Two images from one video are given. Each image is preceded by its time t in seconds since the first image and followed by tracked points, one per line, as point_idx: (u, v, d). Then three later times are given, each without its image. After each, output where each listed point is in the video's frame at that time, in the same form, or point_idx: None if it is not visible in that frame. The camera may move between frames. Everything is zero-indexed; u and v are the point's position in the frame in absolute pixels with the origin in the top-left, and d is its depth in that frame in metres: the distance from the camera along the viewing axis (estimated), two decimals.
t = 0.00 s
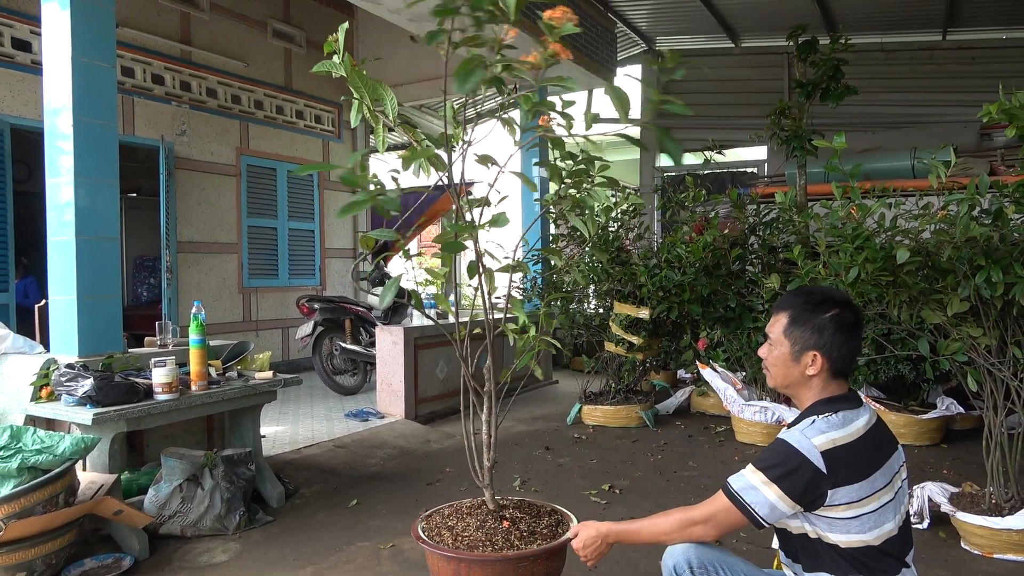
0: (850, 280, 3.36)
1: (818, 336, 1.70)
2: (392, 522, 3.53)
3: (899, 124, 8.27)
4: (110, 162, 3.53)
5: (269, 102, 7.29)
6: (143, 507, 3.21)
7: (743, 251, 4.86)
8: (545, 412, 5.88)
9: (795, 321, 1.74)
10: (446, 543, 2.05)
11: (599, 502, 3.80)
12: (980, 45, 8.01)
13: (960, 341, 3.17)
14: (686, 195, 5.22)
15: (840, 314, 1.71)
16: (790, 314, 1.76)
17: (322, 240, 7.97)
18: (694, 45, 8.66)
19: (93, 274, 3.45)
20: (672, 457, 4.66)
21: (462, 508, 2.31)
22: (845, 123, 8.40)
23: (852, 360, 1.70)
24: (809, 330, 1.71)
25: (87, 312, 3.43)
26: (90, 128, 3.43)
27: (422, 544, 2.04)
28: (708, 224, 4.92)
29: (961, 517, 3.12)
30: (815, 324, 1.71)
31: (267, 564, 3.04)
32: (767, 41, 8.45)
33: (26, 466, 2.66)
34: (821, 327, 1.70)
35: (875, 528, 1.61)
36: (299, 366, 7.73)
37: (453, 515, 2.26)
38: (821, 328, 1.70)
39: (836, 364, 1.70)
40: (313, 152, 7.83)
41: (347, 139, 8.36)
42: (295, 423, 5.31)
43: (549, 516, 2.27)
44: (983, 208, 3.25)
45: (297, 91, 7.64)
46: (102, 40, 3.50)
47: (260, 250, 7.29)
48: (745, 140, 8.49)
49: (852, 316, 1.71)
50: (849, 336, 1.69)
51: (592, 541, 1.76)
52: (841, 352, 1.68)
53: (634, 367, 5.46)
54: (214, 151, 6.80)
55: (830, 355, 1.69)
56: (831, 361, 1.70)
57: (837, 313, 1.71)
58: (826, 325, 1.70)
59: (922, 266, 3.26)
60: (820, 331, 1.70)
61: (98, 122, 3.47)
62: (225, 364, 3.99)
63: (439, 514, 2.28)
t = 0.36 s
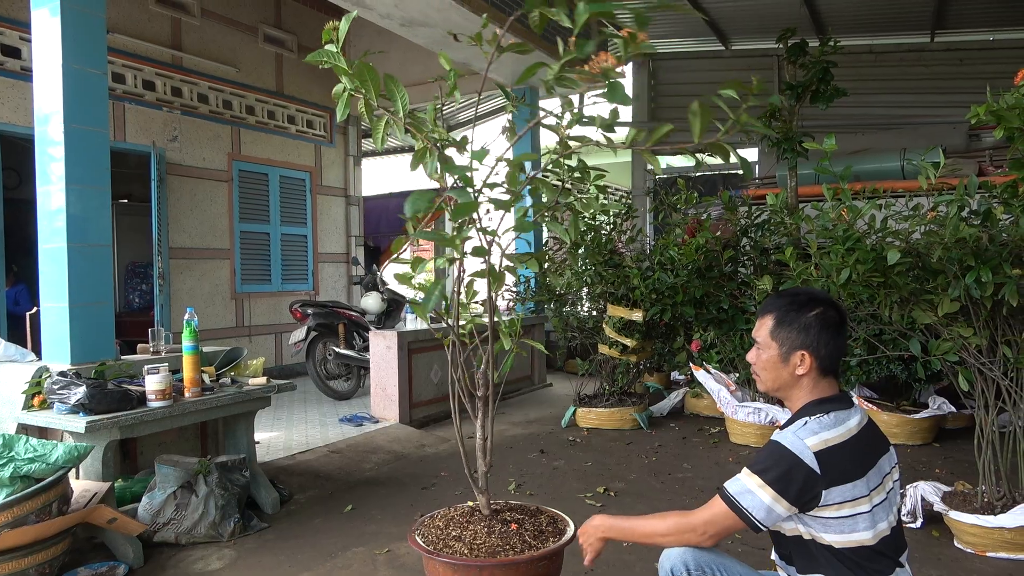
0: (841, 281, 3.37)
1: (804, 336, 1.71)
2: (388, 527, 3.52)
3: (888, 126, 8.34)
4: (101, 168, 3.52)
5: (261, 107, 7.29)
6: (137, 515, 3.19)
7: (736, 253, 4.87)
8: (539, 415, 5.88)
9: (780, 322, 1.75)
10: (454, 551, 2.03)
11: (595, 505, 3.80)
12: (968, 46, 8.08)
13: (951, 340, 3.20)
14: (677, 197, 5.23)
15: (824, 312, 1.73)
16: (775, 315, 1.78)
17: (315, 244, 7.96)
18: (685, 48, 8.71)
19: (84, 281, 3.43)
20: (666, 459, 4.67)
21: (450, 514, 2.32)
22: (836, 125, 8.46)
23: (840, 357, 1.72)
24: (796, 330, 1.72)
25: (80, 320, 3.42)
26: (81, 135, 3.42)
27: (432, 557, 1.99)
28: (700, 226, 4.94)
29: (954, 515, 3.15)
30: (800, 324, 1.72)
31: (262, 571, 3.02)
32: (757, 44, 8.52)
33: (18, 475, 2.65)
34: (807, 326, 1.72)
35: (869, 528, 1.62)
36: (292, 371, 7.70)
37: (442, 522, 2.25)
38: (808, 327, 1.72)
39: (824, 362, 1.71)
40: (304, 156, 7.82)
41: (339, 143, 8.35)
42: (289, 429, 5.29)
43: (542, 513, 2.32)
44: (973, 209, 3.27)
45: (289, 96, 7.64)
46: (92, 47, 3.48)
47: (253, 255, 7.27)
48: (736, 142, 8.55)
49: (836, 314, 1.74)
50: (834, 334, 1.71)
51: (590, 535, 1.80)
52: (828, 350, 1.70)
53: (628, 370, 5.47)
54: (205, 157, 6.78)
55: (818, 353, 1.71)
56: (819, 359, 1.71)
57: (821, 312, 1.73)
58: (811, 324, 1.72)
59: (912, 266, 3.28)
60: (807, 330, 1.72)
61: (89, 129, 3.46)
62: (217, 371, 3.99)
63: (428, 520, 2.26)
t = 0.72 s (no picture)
0: (836, 284, 3.38)
1: (803, 337, 1.72)
2: (382, 527, 3.52)
3: (883, 129, 8.38)
4: (96, 167, 3.50)
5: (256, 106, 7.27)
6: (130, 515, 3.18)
7: (731, 255, 4.89)
8: (533, 415, 5.88)
9: (781, 321, 1.76)
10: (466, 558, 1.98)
11: (589, 506, 3.81)
12: (962, 51, 8.13)
13: (943, 344, 3.22)
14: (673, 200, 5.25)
15: (825, 315, 1.74)
16: (777, 315, 1.79)
17: (310, 244, 7.94)
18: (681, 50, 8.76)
19: (78, 281, 3.42)
20: (660, 460, 4.68)
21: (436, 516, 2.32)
22: (830, 128, 8.51)
23: (837, 361, 1.72)
24: (795, 330, 1.73)
25: (73, 319, 3.40)
26: (76, 134, 3.40)
27: (453, 566, 1.94)
28: (696, 228, 4.95)
29: (946, 518, 3.16)
30: (800, 325, 1.73)
31: (256, 571, 3.02)
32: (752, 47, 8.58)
33: (11, 474, 2.63)
34: (806, 327, 1.73)
35: (859, 529, 1.63)
36: (286, 370, 7.68)
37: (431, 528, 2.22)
38: (806, 328, 1.72)
39: (820, 365, 1.71)
40: (299, 156, 7.80)
41: (335, 143, 8.34)
42: (283, 429, 5.28)
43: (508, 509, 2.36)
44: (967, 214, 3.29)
45: (284, 94, 7.62)
46: (87, 45, 3.46)
47: (247, 254, 7.25)
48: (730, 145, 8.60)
49: (837, 318, 1.74)
50: (833, 337, 1.71)
51: (562, 558, 1.71)
52: (825, 352, 1.70)
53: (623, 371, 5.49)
54: (200, 156, 6.76)
55: (815, 355, 1.71)
56: (815, 361, 1.71)
57: (822, 314, 1.73)
58: (811, 325, 1.72)
59: (906, 269, 3.30)
60: (805, 331, 1.72)
61: (84, 127, 3.44)
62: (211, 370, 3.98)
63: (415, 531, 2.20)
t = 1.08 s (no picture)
0: (831, 286, 3.38)
1: (803, 338, 1.73)
2: (378, 528, 3.52)
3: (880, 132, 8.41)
4: (93, 167, 3.49)
5: (254, 106, 7.27)
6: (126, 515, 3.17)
7: (727, 256, 4.89)
8: (530, 416, 5.89)
9: (782, 322, 1.77)
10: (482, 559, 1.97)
11: (585, 507, 3.81)
12: (958, 54, 8.15)
13: (939, 346, 3.24)
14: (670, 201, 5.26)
15: (826, 318, 1.74)
16: (778, 315, 1.79)
17: (307, 244, 7.93)
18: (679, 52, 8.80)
19: (75, 280, 3.41)
20: (656, 461, 4.68)
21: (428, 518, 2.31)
22: (826, 130, 8.54)
23: (836, 365, 1.73)
24: (795, 331, 1.74)
25: (70, 319, 3.39)
26: (74, 133, 3.39)
27: (472, 568, 1.92)
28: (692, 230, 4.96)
29: (940, 519, 3.17)
30: (801, 326, 1.74)
31: (251, 571, 3.01)
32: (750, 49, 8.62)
33: (6, 474, 2.62)
34: (807, 329, 1.73)
35: (858, 530, 1.64)
36: (283, 370, 7.66)
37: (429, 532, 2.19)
38: (807, 330, 1.73)
39: (820, 367, 1.72)
40: (296, 156, 7.78)
41: (332, 143, 8.33)
42: (279, 429, 5.28)
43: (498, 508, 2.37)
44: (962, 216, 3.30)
45: (282, 94, 7.61)
46: (85, 45, 3.46)
47: (244, 254, 7.24)
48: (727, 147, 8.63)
49: (838, 322, 1.75)
50: (833, 340, 1.72)
51: (573, 551, 1.73)
52: (825, 355, 1.71)
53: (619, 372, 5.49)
54: (197, 155, 6.74)
55: (815, 357, 1.72)
56: (814, 364, 1.72)
57: (823, 317, 1.74)
58: (811, 327, 1.73)
59: (902, 271, 3.32)
60: (806, 333, 1.73)
61: (82, 127, 3.44)
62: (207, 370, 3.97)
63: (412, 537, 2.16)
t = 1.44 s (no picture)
0: (829, 288, 3.38)
1: (796, 341, 1.73)
2: (377, 529, 3.52)
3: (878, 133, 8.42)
4: (92, 168, 3.49)
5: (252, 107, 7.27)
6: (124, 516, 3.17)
7: (726, 258, 4.89)
8: (529, 418, 5.89)
9: (774, 327, 1.77)
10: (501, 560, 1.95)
11: (584, 508, 3.81)
12: (956, 56, 8.17)
13: (938, 348, 3.24)
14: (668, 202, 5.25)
15: (816, 318, 1.75)
16: (769, 320, 1.80)
17: (305, 245, 7.92)
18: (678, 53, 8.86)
19: (73, 281, 3.40)
20: (655, 463, 4.69)
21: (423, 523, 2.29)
22: (824, 132, 8.57)
23: (831, 364, 1.73)
24: (788, 335, 1.74)
25: (68, 320, 3.39)
26: (72, 134, 3.39)
27: (501, 568, 1.91)
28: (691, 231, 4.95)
29: (938, 521, 3.18)
30: (792, 329, 1.74)
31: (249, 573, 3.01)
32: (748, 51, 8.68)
33: (4, 476, 2.62)
34: (799, 331, 1.73)
35: (856, 531, 1.64)
36: (281, 372, 7.65)
37: (433, 539, 2.15)
38: (799, 333, 1.73)
39: (815, 368, 1.73)
40: (294, 156, 7.78)
41: (330, 144, 8.33)
42: (277, 430, 5.27)
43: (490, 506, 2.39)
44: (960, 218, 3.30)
45: (280, 95, 7.61)
46: (83, 46, 3.45)
47: (242, 255, 7.24)
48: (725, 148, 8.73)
49: (829, 321, 1.75)
50: (826, 340, 1.72)
51: (587, 545, 1.76)
52: (820, 355, 1.72)
53: (617, 373, 5.50)
54: (195, 156, 6.74)
55: (810, 358, 1.72)
56: (809, 365, 1.72)
57: (813, 318, 1.75)
58: (803, 329, 1.73)
59: (899, 274, 3.32)
60: (799, 335, 1.73)
61: (82, 128, 3.44)
62: (206, 372, 3.97)
63: (416, 545, 2.10)
